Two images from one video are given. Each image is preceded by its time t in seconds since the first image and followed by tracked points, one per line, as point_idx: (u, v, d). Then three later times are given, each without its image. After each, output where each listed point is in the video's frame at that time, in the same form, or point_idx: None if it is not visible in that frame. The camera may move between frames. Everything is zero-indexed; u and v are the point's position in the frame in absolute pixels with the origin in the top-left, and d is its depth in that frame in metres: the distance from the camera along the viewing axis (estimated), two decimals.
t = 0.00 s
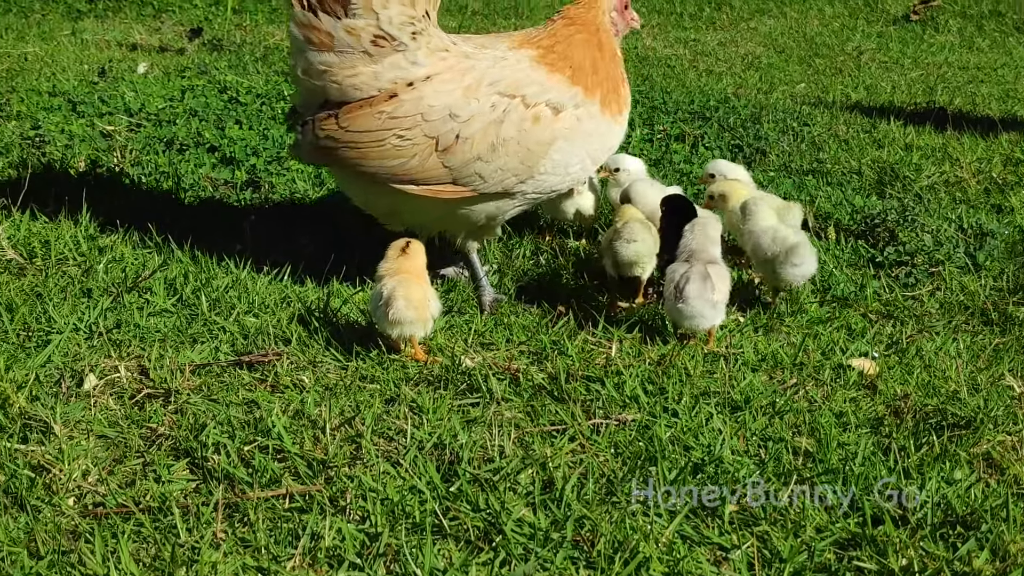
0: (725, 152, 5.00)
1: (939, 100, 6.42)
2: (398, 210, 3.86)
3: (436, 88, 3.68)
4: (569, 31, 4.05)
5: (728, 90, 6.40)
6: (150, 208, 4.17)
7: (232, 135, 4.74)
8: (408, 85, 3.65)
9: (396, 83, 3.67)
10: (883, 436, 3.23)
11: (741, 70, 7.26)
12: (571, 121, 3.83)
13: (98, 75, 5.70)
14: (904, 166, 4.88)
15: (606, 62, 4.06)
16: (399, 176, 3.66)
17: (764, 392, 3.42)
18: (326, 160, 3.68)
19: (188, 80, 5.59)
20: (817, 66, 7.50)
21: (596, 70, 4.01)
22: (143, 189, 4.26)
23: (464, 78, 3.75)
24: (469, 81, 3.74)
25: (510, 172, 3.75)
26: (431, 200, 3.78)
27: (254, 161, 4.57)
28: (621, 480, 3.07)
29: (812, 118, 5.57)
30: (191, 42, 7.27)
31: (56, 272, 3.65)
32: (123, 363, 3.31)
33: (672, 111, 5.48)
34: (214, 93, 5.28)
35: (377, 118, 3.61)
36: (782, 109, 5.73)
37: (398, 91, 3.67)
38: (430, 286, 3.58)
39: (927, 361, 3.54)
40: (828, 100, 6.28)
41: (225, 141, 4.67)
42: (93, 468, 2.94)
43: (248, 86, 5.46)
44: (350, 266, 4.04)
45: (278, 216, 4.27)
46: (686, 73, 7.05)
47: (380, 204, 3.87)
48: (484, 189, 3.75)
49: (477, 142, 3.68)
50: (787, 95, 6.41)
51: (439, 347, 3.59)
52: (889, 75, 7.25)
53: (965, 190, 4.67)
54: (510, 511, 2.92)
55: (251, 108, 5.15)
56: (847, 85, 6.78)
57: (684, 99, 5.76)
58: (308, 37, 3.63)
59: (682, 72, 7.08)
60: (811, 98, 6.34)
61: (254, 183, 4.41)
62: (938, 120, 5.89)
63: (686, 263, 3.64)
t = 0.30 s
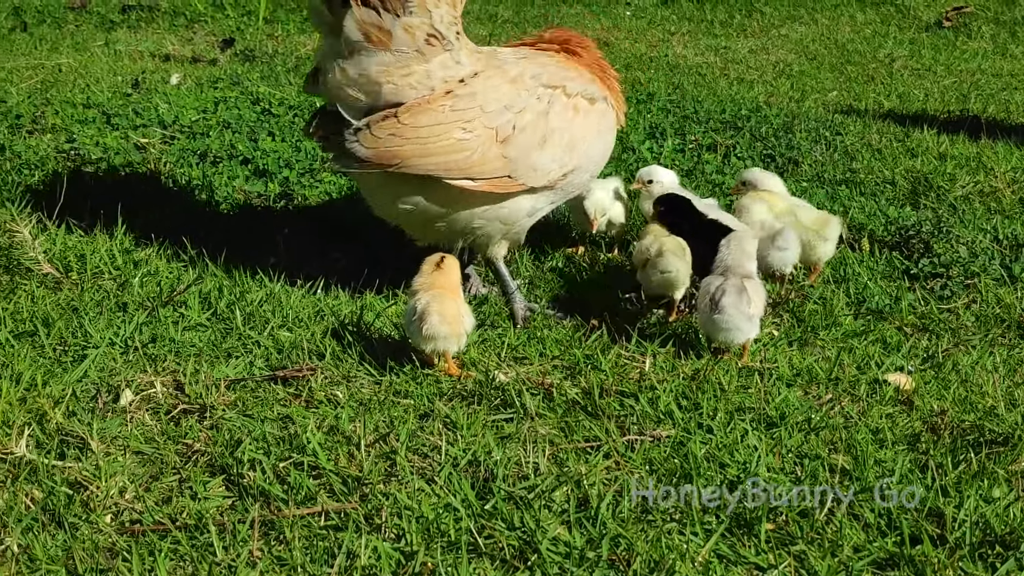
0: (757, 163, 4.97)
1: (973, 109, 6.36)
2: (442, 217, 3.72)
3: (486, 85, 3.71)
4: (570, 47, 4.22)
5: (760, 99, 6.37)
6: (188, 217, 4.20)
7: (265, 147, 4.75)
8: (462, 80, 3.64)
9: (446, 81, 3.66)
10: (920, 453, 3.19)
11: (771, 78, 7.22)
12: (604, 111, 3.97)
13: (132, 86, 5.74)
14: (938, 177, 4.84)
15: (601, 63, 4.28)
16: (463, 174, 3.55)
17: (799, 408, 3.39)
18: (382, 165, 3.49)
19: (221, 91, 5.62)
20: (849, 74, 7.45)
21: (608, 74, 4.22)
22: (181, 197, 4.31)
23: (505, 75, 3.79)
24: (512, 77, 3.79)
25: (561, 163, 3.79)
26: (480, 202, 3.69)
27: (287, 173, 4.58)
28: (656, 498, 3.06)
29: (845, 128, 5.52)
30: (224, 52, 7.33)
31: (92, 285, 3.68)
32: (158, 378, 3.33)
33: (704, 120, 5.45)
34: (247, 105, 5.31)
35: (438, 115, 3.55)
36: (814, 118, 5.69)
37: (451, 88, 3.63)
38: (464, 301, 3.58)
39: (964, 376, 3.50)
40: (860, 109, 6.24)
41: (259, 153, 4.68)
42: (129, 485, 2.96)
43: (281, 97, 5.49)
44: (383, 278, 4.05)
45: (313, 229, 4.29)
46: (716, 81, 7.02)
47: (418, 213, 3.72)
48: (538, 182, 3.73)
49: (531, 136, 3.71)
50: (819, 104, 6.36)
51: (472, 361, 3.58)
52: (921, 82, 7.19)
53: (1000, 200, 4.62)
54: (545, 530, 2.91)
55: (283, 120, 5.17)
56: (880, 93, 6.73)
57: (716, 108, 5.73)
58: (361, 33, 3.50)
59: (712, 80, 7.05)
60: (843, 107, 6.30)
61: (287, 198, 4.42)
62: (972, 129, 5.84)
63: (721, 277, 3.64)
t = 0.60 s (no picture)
0: (803, 154, 4.91)
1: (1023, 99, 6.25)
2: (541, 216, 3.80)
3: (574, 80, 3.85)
4: (577, 37, 4.34)
5: (806, 89, 6.29)
6: (237, 213, 4.22)
7: (310, 142, 4.75)
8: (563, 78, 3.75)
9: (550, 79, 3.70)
10: (974, 449, 3.14)
11: (816, 68, 7.14)
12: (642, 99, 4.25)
13: (177, 80, 5.77)
14: (988, 168, 4.76)
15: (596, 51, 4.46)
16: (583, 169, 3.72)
17: (850, 404, 3.35)
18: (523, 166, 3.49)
19: (265, 85, 5.63)
20: (895, 63, 7.36)
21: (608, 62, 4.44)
22: (229, 192, 4.33)
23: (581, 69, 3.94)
24: (586, 70, 3.95)
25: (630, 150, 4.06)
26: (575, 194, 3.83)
27: (332, 168, 4.57)
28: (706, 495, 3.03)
29: (893, 119, 5.44)
30: (268, 46, 7.37)
31: (141, 281, 3.71)
32: (208, 373, 3.35)
33: (748, 112, 5.40)
34: (291, 99, 5.31)
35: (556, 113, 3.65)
36: (861, 109, 5.61)
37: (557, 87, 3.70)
38: (511, 296, 3.57)
39: (1018, 372, 3.44)
40: (908, 99, 6.15)
41: (304, 148, 4.68)
42: (182, 481, 2.99)
43: (326, 92, 5.49)
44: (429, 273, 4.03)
45: (359, 223, 4.28)
46: (760, 70, 6.95)
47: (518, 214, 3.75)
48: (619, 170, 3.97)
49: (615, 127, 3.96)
50: (865, 94, 6.28)
51: (519, 357, 3.57)
52: (969, 71, 7.08)
53: None
54: (596, 527, 2.91)
55: (327, 114, 5.17)
56: (927, 82, 6.64)
57: (760, 99, 5.67)
58: (502, 34, 3.34)
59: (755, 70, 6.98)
60: (890, 97, 6.22)
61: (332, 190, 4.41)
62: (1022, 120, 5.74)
63: (770, 270, 3.59)
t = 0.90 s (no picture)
0: (853, 132, 4.85)
1: None
2: (611, 185, 3.93)
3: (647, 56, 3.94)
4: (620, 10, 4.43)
5: (854, 67, 6.22)
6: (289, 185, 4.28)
7: (358, 121, 4.71)
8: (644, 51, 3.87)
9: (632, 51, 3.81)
10: None
11: (863, 46, 7.05)
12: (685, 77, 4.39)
13: (224, 60, 5.78)
14: None
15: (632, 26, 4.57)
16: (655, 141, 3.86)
17: (907, 384, 3.32)
18: (608, 135, 3.60)
19: (312, 65, 5.64)
20: (944, 41, 7.26)
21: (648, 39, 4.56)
22: (281, 163, 4.41)
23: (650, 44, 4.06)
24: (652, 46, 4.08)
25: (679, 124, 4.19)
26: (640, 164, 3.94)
27: (381, 147, 4.49)
28: (763, 474, 3.02)
29: (944, 97, 5.36)
30: (314, 26, 7.39)
31: (194, 260, 3.72)
32: (262, 352, 3.36)
33: (797, 89, 5.34)
34: (338, 77, 5.31)
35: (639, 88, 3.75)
36: (911, 87, 5.54)
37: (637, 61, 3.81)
38: (563, 275, 3.56)
39: None
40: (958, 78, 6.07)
41: (352, 127, 4.63)
42: (239, 458, 3.01)
43: (373, 71, 5.49)
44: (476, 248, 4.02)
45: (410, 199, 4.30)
46: (806, 49, 6.88)
47: (592, 182, 3.86)
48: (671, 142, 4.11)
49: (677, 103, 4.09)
50: (914, 72, 6.19)
51: (571, 335, 3.56)
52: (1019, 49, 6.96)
53: None
54: (652, 506, 2.90)
55: (374, 93, 5.15)
56: (977, 61, 6.55)
57: (807, 77, 5.61)
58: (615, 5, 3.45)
59: (801, 48, 6.91)
60: (939, 75, 6.13)
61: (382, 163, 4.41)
62: None
63: (825, 249, 3.55)
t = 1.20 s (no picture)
0: (893, 114, 4.81)
1: None
2: (664, 132, 3.77)
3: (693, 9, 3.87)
4: None
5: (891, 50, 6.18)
6: (335, 142, 4.40)
7: (394, 101, 4.71)
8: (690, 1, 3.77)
9: None
10: None
11: (899, 31, 7.01)
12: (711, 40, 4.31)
13: (260, 41, 5.79)
14: None
15: None
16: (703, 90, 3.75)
17: (953, 366, 3.28)
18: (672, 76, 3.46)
19: (348, 46, 5.64)
20: (981, 26, 7.22)
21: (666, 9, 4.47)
22: (321, 128, 4.49)
23: None
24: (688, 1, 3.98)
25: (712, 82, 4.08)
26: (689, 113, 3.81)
27: (418, 128, 4.52)
28: (809, 456, 2.99)
29: (984, 80, 5.32)
30: (348, 8, 7.41)
31: (234, 240, 3.73)
32: (304, 332, 3.35)
33: (835, 72, 5.30)
34: (374, 59, 5.31)
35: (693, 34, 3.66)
36: (950, 71, 5.49)
37: (689, 9, 3.73)
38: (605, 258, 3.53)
39: None
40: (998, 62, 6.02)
41: (389, 107, 4.64)
42: (283, 437, 2.99)
43: (409, 51, 5.49)
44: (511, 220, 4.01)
45: (452, 163, 4.38)
46: (842, 32, 6.84)
47: (647, 126, 3.68)
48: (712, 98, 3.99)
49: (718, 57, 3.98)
50: (953, 57, 6.14)
51: (612, 316, 3.54)
52: None
53: None
54: (697, 487, 2.88)
55: (410, 74, 5.14)
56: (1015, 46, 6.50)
57: (845, 60, 5.57)
58: None
59: (837, 31, 6.87)
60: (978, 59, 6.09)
61: (430, 133, 4.51)
62: None
63: (867, 232, 3.52)
